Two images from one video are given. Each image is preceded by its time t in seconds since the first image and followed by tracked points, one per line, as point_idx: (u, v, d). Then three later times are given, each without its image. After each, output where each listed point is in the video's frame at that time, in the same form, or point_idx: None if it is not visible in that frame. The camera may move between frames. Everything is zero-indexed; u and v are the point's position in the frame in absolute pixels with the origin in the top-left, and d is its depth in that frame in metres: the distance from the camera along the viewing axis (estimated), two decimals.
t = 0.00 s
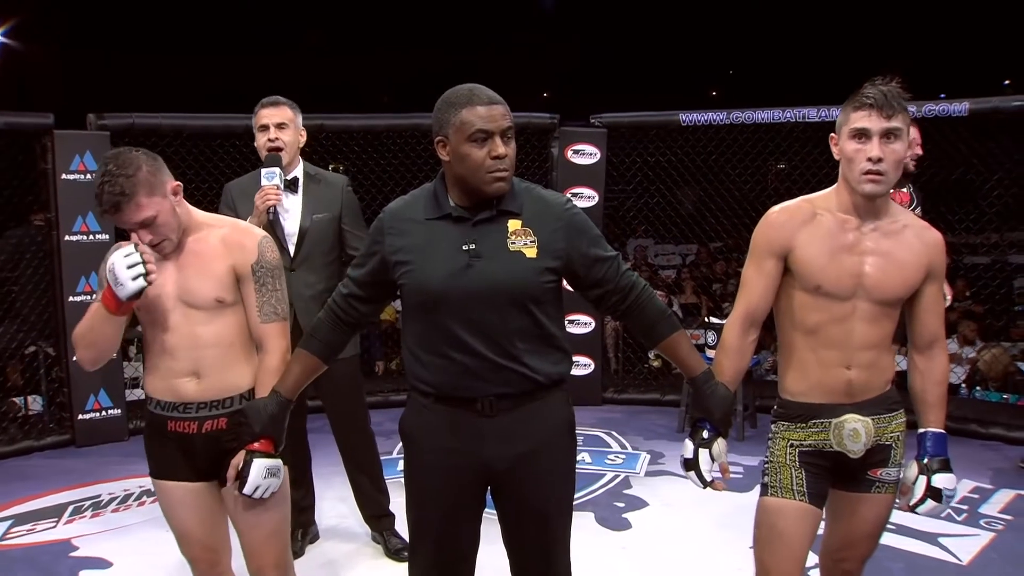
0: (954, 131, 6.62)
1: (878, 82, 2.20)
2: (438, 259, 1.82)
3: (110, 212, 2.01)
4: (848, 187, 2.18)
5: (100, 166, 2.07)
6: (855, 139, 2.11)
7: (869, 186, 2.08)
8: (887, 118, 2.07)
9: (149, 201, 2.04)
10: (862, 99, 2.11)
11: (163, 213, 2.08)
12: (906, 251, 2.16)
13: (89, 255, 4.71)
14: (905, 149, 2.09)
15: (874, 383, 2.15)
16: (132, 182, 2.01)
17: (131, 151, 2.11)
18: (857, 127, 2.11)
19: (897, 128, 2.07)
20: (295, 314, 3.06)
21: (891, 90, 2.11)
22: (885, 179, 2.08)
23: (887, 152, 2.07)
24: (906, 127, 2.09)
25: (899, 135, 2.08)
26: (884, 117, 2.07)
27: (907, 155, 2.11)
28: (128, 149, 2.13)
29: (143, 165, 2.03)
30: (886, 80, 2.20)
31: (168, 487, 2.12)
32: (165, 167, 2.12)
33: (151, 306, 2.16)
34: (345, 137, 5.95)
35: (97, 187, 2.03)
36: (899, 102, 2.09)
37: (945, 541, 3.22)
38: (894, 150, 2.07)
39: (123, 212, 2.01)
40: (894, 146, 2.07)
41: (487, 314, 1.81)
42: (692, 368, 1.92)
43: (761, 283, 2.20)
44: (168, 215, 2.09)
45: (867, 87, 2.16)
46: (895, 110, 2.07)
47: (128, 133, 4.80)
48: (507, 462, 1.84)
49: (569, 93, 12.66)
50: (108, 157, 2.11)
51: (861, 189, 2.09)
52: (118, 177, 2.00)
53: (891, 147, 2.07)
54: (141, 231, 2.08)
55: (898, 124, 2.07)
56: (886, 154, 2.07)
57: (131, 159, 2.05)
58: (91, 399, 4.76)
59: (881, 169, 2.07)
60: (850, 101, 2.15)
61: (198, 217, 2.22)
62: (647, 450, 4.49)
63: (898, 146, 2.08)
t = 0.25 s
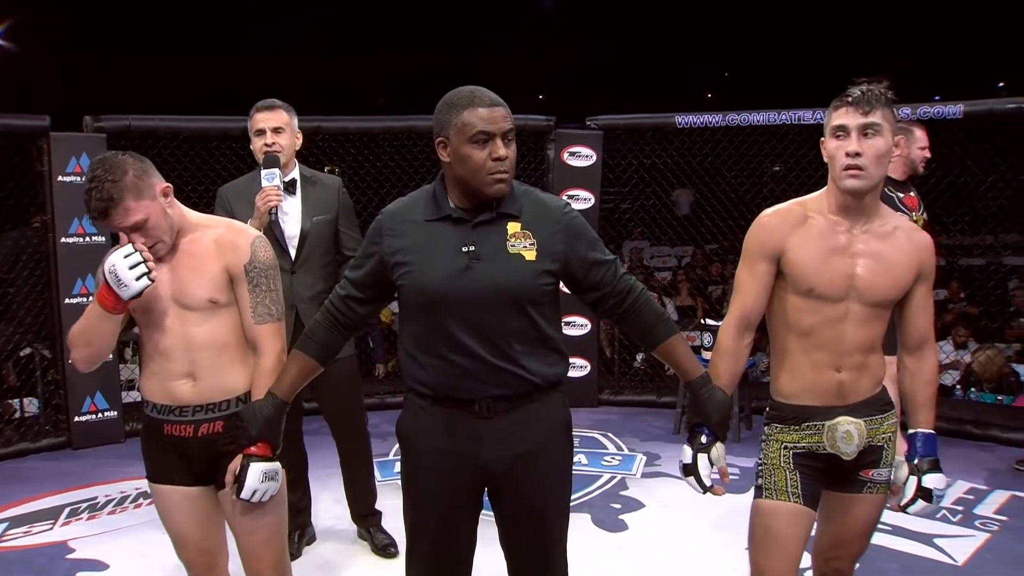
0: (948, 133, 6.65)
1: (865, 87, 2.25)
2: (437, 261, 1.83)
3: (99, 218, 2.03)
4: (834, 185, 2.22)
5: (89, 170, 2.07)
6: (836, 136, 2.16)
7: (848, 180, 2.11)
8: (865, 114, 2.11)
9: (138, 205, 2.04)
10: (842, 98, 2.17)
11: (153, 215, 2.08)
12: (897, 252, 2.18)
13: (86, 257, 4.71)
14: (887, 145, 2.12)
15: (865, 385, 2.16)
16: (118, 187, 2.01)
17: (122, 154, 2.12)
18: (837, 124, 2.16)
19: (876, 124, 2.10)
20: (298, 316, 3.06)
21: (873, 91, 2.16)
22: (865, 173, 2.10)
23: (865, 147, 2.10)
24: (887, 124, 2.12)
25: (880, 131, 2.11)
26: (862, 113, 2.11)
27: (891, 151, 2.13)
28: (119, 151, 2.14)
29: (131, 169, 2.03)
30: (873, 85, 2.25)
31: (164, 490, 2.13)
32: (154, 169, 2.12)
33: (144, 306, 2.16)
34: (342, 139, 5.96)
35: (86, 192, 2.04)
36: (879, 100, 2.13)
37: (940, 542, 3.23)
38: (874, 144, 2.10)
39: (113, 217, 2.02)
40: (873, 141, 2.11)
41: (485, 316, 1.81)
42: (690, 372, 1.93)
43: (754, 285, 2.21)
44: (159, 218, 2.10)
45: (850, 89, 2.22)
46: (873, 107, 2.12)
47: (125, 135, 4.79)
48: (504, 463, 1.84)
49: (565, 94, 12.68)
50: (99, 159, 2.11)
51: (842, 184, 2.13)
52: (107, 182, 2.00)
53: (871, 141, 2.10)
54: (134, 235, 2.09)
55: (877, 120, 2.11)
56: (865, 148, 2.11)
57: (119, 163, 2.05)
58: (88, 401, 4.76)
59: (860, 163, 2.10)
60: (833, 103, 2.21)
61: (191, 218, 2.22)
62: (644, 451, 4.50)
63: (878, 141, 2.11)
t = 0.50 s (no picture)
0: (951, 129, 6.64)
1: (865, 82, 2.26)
2: (440, 257, 1.83)
3: (100, 220, 2.03)
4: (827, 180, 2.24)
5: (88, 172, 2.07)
6: (827, 129, 2.19)
7: (835, 174, 2.14)
8: (854, 108, 2.13)
9: (138, 208, 2.04)
10: (835, 93, 2.20)
11: (153, 215, 2.08)
12: (893, 249, 2.18)
13: (88, 253, 4.71)
14: (877, 140, 2.13)
15: (863, 381, 2.16)
16: (117, 189, 2.01)
17: (121, 153, 2.11)
18: (829, 118, 2.19)
19: (864, 118, 2.12)
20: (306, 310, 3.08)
21: (866, 86, 2.17)
22: (851, 167, 2.12)
23: (853, 141, 2.12)
24: (878, 119, 2.13)
25: (869, 125, 2.12)
26: (851, 107, 2.13)
27: (881, 146, 2.13)
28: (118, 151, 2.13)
29: (129, 170, 2.03)
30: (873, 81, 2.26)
31: (166, 485, 2.14)
32: (152, 167, 2.11)
33: (146, 303, 2.17)
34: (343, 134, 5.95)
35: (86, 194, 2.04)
36: (871, 95, 2.14)
37: (941, 537, 3.24)
38: (862, 139, 2.12)
39: (113, 219, 2.02)
40: (862, 135, 2.12)
41: (488, 311, 1.82)
42: (687, 370, 1.92)
43: (753, 282, 2.21)
44: (158, 218, 2.10)
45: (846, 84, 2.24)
46: (862, 101, 2.13)
47: (127, 131, 4.79)
48: (506, 458, 1.85)
49: (566, 90, 12.67)
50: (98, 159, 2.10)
51: (829, 177, 2.16)
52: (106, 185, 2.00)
53: (859, 135, 2.12)
54: (135, 235, 2.09)
55: (866, 114, 2.12)
56: (853, 142, 2.12)
57: (118, 165, 2.04)
58: (90, 397, 4.76)
59: (846, 156, 2.12)
60: (828, 97, 2.24)
61: (191, 215, 2.22)
62: (645, 447, 4.50)
63: (867, 136, 2.12)
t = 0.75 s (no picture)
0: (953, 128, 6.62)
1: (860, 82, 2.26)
2: (442, 257, 1.83)
3: (108, 223, 2.03)
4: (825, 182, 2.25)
5: (94, 175, 2.07)
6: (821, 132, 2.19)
7: (829, 176, 2.15)
8: (845, 109, 2.14)
9: (146, 211, 2.05)
10: (827, 95, 2.21)
11: (160, 218, 2.09)
12: (894, 249, 2.17)
13: (91, 253, 4.72)
14: (870, 140, 2.12)
15: (863, 382, 2.16)
16: (126, 193, 2.01)
17: (126, 156, 2.11)
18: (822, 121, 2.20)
19: (855, 118, 2.12)
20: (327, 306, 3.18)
21: (858, 86, 2.18)
22: (844, 168, 2.13)
23: (845, 142, 2.12)
24: (870, 118, 2.12)
25: (860, 125, 2.12)
26: (841, 108, 2.14)
27: (874, 146, 2.13)
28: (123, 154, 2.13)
29: (137, 174, 2.03)
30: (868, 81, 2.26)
31: (170, 485, 2.14)
32: (158, 170, 2.12)
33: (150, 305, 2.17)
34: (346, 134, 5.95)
35: (93, 198, 2.04)
36: (862, 95, 2.14)
37: (944, 537, 3.24)
38: (854, 139, 2.12)
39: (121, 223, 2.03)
40: (854, 135, 2.12)
41: (491, 311, 1.82)
42: (688, 371, 1.93)
43: (753, 283, 2.22)
44: (165, 220, 2.10)
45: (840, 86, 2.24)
46: (853, 102, 2.14)
47: (130, 132, 4.80)
48: (510, 459, 1.85)
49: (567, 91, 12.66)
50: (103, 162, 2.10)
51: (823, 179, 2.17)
52: (114, 190, 2.00)
53: (850, 136, 2.12)
54: (142, 238, 2.09)
55: (856, 114, 2.12)
56: (845, 143, 2.13)
57: (125, 168, 2.04)
58: (93, 397, 4.77)
59: (838, 157, 2.13)
60: (822, 100, 2.25)
61: (195, 216, 2.22)
62: (648, 447, 4.50)
63: (859, 136, 2.12)
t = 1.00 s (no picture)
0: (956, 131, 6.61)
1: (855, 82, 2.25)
2: (445, 257, 1.83)
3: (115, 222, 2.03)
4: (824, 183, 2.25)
5: (102, 174, 2.07)
6: (819, 135, 2.20)
7: (827, 179, 2.15)
8: (840, 112, 2.14)
9: (154, 210, 2.05)
10: (822, 98, 2.21)
11: (167, 217, 2.09)
12: (897, 248, 2.15)
13: (93, 253, 4.72)
14: (867, 141, 2.12)
15: (862, 383, 2.15)
16: (135, 192, 2.02)
17: (134, 155, 2.11)
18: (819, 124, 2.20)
19: (851, 120, 2.12)
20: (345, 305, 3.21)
21: (852, 87, 2.17)
22: (843, 171, 2.13)
23: (842, 144, 2.13)
24: (866, 119, 2.12)
25: (856, 127, 2.12)
26: (837, 111, 2.14)
27: (872, 146, 2.13)
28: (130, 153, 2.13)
29: (146, 173, 2.04)
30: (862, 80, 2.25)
31: (172, 483, 2.14)
32: (165, 169, 2.12)
33: (153, 303, 2.17)
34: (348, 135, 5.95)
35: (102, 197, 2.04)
36: (857, 96, 2.14)
37: (946, 540, 3.23)
38: (850, 141, 2.12)
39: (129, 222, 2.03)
40: (851, 137, 2.12)
41: (493, 312, 1.82)
42: (692, 372, 1.93)
43: (754, 283, 2.22)
44: (172, 219, 2.10)
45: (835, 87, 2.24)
46: (848, 104, 2.13)
47: (132, 132, 4.80)
48: (513, 460, 1.85)
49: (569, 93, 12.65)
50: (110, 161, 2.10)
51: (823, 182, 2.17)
52: (123, 189, 2.01)
53: (847, 138, 2.12)
54: (149, 237, 2.09)
55: (852, 115, 2.12)
56: (842, 146, 2.13)
57: (133, 168, 2.05)
58: (95, 397, 4.77)
59: (836, 160, 2.13)
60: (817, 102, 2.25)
61: (200, 215, 2.22)
62: (650, 449, 4.50)
63: (856, 138, 2.12)
